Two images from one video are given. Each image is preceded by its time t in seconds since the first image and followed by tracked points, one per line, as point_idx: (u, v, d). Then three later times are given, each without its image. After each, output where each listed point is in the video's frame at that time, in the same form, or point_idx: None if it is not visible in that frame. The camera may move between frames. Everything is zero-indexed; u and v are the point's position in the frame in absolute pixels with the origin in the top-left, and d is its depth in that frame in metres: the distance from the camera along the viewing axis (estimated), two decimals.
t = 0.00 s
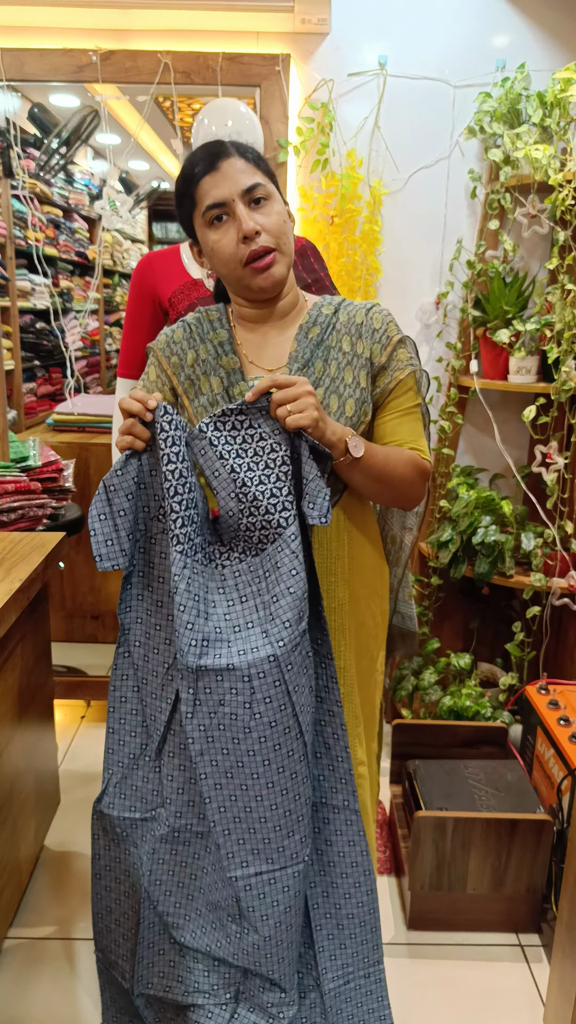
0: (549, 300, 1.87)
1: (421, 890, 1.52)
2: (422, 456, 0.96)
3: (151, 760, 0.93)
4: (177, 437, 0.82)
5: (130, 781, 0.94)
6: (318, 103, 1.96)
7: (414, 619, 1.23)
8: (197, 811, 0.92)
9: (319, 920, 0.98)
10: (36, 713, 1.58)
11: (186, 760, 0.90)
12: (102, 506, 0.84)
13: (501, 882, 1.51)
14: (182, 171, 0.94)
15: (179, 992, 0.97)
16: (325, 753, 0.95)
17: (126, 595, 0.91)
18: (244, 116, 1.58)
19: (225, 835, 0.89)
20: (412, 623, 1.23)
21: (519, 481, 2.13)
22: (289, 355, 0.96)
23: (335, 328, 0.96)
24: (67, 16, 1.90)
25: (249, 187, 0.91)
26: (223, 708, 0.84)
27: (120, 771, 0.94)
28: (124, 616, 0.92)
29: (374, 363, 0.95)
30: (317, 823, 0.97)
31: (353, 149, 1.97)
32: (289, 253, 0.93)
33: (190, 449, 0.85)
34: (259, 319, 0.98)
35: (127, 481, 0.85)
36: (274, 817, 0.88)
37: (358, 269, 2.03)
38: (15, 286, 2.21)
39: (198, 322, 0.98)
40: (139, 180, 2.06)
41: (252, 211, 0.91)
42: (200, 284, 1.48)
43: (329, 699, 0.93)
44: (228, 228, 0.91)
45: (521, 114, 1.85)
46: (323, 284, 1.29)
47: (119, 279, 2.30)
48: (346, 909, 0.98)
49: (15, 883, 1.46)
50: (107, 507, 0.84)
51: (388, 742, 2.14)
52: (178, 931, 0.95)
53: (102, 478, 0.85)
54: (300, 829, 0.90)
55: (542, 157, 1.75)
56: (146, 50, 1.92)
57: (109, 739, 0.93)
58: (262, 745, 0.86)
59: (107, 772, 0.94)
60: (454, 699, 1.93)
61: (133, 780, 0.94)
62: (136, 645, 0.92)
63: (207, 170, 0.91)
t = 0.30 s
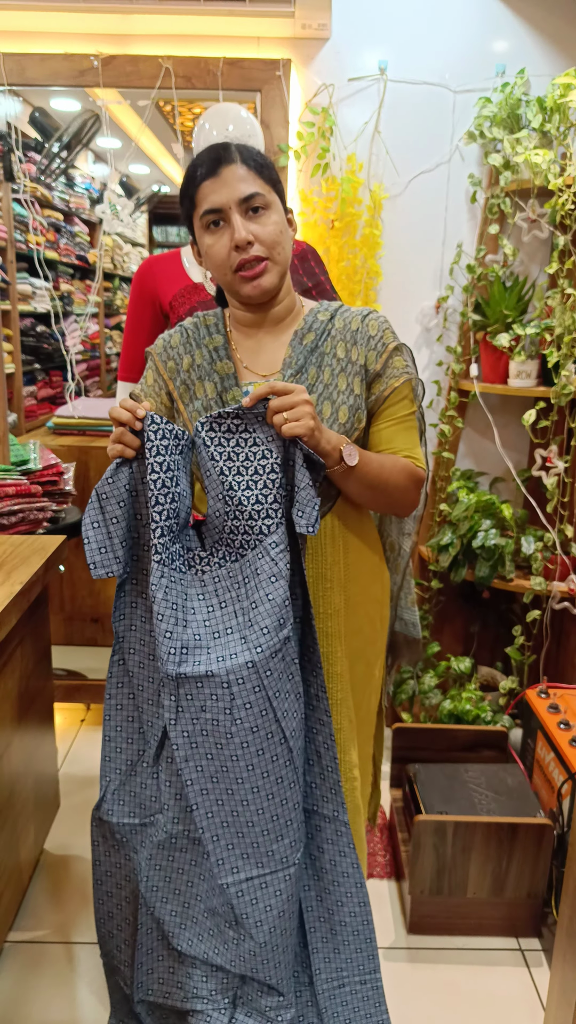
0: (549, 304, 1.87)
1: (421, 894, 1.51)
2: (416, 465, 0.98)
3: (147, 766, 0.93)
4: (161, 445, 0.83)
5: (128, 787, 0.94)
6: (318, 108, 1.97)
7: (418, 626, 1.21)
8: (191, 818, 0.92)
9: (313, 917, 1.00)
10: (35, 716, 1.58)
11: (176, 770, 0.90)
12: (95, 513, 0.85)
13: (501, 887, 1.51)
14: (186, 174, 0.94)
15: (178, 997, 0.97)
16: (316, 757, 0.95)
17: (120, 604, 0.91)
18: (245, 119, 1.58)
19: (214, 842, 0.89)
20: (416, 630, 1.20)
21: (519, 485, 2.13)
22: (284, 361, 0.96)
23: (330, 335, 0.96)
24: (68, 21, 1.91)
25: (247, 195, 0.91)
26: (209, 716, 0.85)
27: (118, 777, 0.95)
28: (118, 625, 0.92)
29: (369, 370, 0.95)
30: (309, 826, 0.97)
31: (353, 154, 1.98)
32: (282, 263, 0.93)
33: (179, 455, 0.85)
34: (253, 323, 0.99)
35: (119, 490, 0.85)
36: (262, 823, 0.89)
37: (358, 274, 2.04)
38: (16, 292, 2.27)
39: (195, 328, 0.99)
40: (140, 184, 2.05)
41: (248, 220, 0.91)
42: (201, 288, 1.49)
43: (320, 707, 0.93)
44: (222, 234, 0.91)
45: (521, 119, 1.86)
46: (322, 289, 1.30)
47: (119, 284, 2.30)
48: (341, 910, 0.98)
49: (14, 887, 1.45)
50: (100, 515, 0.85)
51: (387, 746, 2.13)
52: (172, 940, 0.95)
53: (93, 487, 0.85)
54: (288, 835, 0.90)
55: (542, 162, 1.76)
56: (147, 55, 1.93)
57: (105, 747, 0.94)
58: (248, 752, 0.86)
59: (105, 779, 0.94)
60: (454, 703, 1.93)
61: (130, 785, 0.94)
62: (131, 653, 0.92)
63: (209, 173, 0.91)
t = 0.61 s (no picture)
0: (548, 306, 1.88)
1: (420, 895, 1.51)
2: (416, 475, 1.00)
3: (152, 769, 0.93)
4: (179, 447, 0.84)
5: (135, 786, 0.95)
6: (318, 110, 1.98)
7: (411, 634, 1.22)
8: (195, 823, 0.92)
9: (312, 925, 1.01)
10: (35, 718, 1.58)
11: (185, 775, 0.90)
12: (108, 514, 0.85)
13: (500, 888, 1.51)
14: (211, 167, 0.93)
15: (176, 999, 0.98)
16: (321, 768, 0.96)
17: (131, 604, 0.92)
18: (245, 123, 1.59)
19: (218, 847, 0.89)
20: (409, 638, 1.21)
21: (518, 487, 2.13)
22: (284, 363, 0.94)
23: (332, 341, 0.95)
24: (69, 23, 1.91)
25: (269, 199, 0.90)
26: (218, 726, 0.84)
27: (125, 777, 0.95)
28: (128, 624, 0.92)
29: (371, 378, 0.95)
30: (313, 836, 0.98)
31: (353, 156, 1.99)
32: (292, 274, 0.94)
33: (197, 458, 0.86)
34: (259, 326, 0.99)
35: (133, 491, 0.85)
36: (268, 833, 0.89)
37: (358, 276, 2.05)
38: (15, 293, 2.32)
39: (197, 325, 0.98)
40: (140, 187, 2.07)
41: (267, 225, 0.91)
42: (201, 290, 1.49)
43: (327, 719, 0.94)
44: (240, 234, 0.91)
45: (521, 121, 1.86)
46: (323, 291, 1.30)
47: (119, 285, 2.28)
48: (340, 920, 1.00)
49: (15, 888, 1.45)
50: (112, 516, 0.85)
51: (387, 747, 2.13)
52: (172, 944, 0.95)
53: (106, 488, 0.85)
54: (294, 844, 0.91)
55: (542, 164, 1.76)
56: (147, 58, 1.91)
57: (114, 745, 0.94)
58: (255, 763, 0.86)
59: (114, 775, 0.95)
60: (454, 705, 1.93)
61: (137, 785, 0.95)
62: (141, 653, 0.93)
63: (234, 171, 0.90)
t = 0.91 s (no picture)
0: (547, 309, 1.90)
1: (422, 893, 1.54)
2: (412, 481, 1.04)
3: (162, 766, 0.95)
4: (215, 451, 0.84)
5: (139, 787, 0.95)
6: (319, 115, 2.00)
7: (405, 634, 1.24)
8: (208, 815, 0.95)
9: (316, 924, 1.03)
10: (40, 718, 1.60)
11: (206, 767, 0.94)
12: (128, 512, 0.85)
13: (501, 886, 1.53)
14: (232, 166, 0.93)
15: (184, 998, 0.99)
16: (336, 772, 0.99)
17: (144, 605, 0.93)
18: (247, 126, 1.61)
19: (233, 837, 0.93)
20: (403, 638, 1.23)
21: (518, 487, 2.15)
22: (298, 369, 0.95)
23: (344, 349, 0.97)
24: (73, 30, 1.94)
25: (288, 202, 0.89)
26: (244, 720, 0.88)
27: (129, 777, 0.95)
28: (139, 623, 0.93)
29: (382, 388, 0.97)
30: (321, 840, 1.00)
31: (354, 160, 2.00)
32: (305, 277, 0.92)
33: (227, 457, 0.86)
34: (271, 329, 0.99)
35: (157, 488, 0.86)
36: (282, 823, 0.94)
37: (358, 279, 2.06)
38: (21, 297, 2.19)
39: (207, 326, 0.96)
40: (143, 191, 2.08)
41: (284, 227, 0.89)
42: (203, 295, 1.51)
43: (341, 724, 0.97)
44: (255, 234, 0.90)
45: (520, 125, 1.88)
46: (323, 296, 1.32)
47: (123, 289, 2.32)
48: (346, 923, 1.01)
49: (19, 885, 1.48)
50: (133, 514, 0.85)
51: (388, 745, 2.15)
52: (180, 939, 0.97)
53: (127, 486, 0.85)
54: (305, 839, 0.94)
55: (541, 168, 1.77)
56: (150, 63, 1.96)
57: (118, 745, 0.95)
58: (274, 756, 0.90)
59: (117, 775, 0.95)
60: (454, 704, 1.95)
61: (142, 786, 0.95)
62: (151, 654, 0.93)
63: (255, 171, 0.89)
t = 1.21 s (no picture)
0: (545, 309, 1.90)
1: (421, 893, 1.53)
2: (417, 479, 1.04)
3: (166, 753, 0.94)
4: (227, 412, 0.83)
5: (141, 776, 0.95)
6: (316, 116, 2.00)
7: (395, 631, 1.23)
8: (217, 792, 0.97)
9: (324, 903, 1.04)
10: (39, 719, 1.60)
11: (217, 743, 0.95)
12: (134, 473, 0.83)
13: (501, 886, 1.54)
14: (241, 162, 0.91)
15: (187, 983, 1.01)
16: (348, 750, 0.99)
17: (152, 587, 0.91)
18: (244, 127, 1.63)
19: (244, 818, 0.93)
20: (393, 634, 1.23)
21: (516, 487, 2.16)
22: (307, 373, 0.93)
23: (351, 352, 0.95)
24: (71, 30, 1.93)
25: (299, 199, 0.87)
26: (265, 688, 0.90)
27: (131, 765, 0.96)
28: (146, 604, 0.92)
29: (388, 393, 0.96)
30: (330, 819, 1.01)
31: (351, 161, 2.01)
32: (316, 276, 0.89)
33: (241, 422, 0.85)
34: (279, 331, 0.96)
35: (168, 451, 0.84)
36: (293, 807, 0.93)
37: (356, 279, 2.06)
38: (19, 298, 2.23)
39: (210, 325, 0.95)
40: (141, 191, 2.08)
41: (296, 225, 0.87)
42: (201, 295, 1.51)
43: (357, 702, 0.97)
44: (266, 231, 0.87)
45: (517, 126, 1.88)
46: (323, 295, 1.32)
47: (121, 291, 2.26)
48: (353, 896, 1.03)
49: (18, 885, 1.48)
50: (140, 474, 0.83)
51: (387, 746, 2.15)
52: (185, 915, 0.99)
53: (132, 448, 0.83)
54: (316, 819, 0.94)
55: (538, 169, 1.78)
56: (147, 64, 1.95)
57: (121, 732, 0.95)
58: (289, 727, 0.91)
59: (117, 766, 0.95)
60: (453, 704, 1.95)
61: (143, 777, 0.95)
62: (156, 639, 0.92)
63: (265, 167, 0.88)
